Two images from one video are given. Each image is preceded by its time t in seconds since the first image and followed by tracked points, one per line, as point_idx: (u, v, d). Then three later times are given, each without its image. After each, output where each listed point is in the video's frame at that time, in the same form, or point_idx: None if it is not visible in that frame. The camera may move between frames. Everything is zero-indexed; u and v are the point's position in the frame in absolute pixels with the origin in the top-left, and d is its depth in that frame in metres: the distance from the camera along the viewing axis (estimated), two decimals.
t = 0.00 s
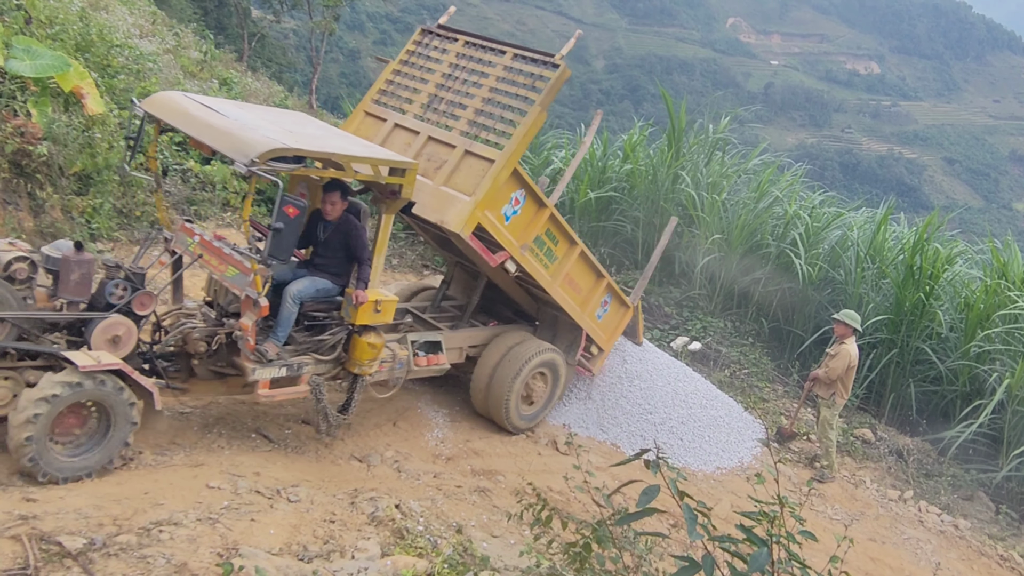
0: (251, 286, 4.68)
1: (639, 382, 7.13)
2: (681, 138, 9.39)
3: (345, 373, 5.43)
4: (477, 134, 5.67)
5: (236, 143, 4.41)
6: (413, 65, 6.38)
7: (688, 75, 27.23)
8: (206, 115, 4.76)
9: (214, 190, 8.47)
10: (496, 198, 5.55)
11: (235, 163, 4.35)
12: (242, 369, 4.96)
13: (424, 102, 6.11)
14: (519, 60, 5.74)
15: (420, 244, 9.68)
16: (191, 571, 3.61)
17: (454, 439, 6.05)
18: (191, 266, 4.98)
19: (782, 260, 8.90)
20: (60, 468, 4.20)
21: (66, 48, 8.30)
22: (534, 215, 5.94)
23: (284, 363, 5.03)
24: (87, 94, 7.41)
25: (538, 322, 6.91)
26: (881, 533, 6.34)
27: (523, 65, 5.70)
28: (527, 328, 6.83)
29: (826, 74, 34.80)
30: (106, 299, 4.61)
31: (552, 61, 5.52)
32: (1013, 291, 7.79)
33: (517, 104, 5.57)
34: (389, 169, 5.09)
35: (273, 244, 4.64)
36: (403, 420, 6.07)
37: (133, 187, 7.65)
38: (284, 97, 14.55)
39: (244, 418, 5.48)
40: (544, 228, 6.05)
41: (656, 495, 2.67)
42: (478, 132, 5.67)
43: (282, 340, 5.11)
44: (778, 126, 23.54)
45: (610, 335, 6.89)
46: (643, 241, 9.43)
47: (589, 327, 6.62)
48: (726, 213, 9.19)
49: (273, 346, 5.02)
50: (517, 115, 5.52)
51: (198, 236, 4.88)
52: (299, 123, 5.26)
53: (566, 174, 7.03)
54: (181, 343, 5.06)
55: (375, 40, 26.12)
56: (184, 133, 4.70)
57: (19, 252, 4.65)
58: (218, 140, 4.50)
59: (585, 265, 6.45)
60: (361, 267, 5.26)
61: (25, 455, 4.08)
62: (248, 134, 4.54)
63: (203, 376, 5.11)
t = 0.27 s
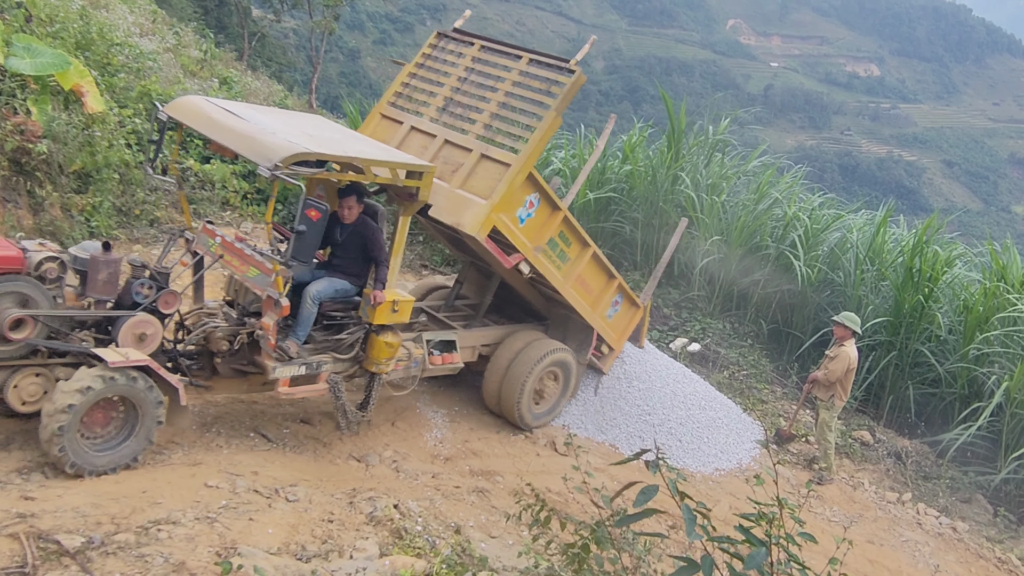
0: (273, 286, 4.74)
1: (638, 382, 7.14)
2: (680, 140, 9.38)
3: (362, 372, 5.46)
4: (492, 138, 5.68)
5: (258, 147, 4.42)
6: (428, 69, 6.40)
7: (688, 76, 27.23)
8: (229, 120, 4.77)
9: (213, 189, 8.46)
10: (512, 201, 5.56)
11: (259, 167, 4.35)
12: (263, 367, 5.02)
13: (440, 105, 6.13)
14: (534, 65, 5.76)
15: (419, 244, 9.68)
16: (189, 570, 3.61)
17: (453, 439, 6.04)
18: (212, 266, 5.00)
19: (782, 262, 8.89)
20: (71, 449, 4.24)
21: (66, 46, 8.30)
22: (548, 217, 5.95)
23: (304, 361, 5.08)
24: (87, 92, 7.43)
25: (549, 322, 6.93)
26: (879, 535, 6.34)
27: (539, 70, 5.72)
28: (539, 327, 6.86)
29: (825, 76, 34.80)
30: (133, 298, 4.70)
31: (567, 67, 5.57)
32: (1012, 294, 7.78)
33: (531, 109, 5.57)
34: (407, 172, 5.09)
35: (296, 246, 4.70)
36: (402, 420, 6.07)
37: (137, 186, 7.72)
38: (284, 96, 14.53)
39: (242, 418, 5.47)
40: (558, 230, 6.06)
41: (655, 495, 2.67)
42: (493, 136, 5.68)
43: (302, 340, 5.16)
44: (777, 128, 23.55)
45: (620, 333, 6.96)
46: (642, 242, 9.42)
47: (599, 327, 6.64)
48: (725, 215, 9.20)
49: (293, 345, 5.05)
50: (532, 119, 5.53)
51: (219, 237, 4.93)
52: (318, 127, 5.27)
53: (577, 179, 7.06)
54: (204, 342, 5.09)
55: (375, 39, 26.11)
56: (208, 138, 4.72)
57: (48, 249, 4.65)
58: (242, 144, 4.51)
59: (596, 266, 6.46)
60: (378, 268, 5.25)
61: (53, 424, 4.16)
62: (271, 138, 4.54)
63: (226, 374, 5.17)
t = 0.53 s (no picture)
0: (285, 285, 4.77)
1: (637, 384, 7.15)
2: (680, 142, 9.36)
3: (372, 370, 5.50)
4: (503, 139, 5.69)
5: (272, 147, 4.44)
6: (439, 69, 6.39)
7: (687, 78, 27.23)
8: (242, 121, 4.79)
9: (213, 189, 8.45)
10: (521, 201, 5.58)
11: (272, 168, 4.37)
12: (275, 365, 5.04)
13: (450, 106, 6.13)
14: (543, 67, 5.74)
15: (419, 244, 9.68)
16: (187, 570, 3.60)
17: (452, 440, 6.04)
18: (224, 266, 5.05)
19: (780, 264, 8.89)
20: (83, 435, 4.26)
21: (66, 45, 8.30)
22: (557, 218, 5.96)
23: (315, 359, 5.10)
24: (87, 92, 7.43)
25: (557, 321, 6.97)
26: (876, 537, 6.34)
27: (548, 71, 5.70)
28: (545, 327, 6.90)
29: (825, 78, 34.81)
30: (147, 296, 4.73)
31: (576, 69, 5.54)
32: (1011, 297, 7.78)
33: (542, 110, 5.57)
34: (417, 172, 5.10)
35: (309, 245, 4.61)
36: (400, 420, 6.06)
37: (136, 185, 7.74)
38: (283, 96, 14.53)
39: (240, 418, 5.46)
40: (566, 231, 6.07)
41: (655, 498, 2.68)
42: (505, 137, 5.68)
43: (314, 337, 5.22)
44: (776, 130, 23.57)
45: (626, 333, 6.93)
46: (641, 244, 9.42)
47: (605, 326, 6.64)
48: (724, 216, 9.21)
49: (306, 341, 5.09)
50: (543, 121, 5.53)
51: (231, 236, 5.01)
52: (331, 127, 5.27)
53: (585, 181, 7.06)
54: (216, 340, 5.08)
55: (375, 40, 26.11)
56: (222, 138, 4.75)
57: (66, 249, 4.68)
58: (255, 145, 4.53)
59: (604, 267, 6.47)
60: (389, 266, 5.26)
61: (75, 404, 4.24)
62: (284, 138, 4.56)
63: (238, 372, 5.17)
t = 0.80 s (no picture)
0: (281, 286, 4.75)
1: (636, 386, 7.15)
2: (681, 143, 9.34)
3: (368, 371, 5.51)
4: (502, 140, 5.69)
5: (270, 147, 4.44)
6: (438, 71, 6.39)
7: (688, 79, 27.22)
8: (240, 120, 4.79)
9: (213, 189, 8.45)
10: (520, 202, 5.58)
11: (269, 167, 4.37)
12: (270, 365, 5.06)
13: (449, 107, 6.14)
14: (542, 68, 5.74)
15: (418, 246, 9.68)
16: (188, 571, 3.61)
17: (452, 441, 6.04)
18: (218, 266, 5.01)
19: (780, 266, 8.89)
20: (76, 440, 4.25)
21: (67, 45, 8.31)
22: (556, 219, 5.96)
23: (311, 361, 5.12)
24: (87, 92, 7.42)
25: (556, 323, 6.98)
26: (876, 539, 6.34)
27: (547, 72, 5.70)
28: (543, 328, 6.91)
29: (825, 80, 34.80)
30: (142, 297, 4.71)
31: (575, 70, 5.56)
32: (1011, 299, 7.79)
33: (541, 111, 5.57)
34: (415, 173, 5.10)
35: (306, 246, 4.74)
36: (400, 421, 6.06)
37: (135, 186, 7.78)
38: (284, 97, 14.53)
39: (240, 419, 5.46)
40: (565, 232, 6.07)
41: (655, 501, 2.68)
42: (504, 138, 5.69)
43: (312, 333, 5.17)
44: (777, 131, 23.57)
45: (625, 335, 6.94)
46: (641, 245, 9.42)
47: (603, 328, 6.64)
48: (724, 218, 9.22)
49: (305, 338, 5.09)
50: (543, 122, 5.53)
51: (228, 237, 4.95)
52: (329, 129, 5.28)
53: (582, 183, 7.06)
54: (211, 341, 5.05)
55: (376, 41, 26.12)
56: (219, 138, 4.74)
57: (60, 248, 4.67)
58: (252, 145, 4.53)
59: (603, 268, 6.47)
60: (386, 269, 5.28)
61: (66, 410, 4.21)
62: (282, 139, 4.56)
63: (235, 373, 5.14)
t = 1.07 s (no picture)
0: (261, 287, 4.74)
1: (637, 387, 7.15)
2: (681, 144, 9.36)
3: (351, 375, 5.43)
4: (488, 139, 5.69)
5: (247, 145, 4.43)
6: (425, 69, 6.41)
7: (688, 81, 27.22)
8: (218, 118, 4.77)
9: (213, 190, 8.46)
10: (506, 202, 5.56)
11: (246, 166, 4.36)
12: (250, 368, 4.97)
13: (435, 106, 6.15)
14: (530, 66, 5.76)
15: (418, 247, 9.69)
16: (187, 571, 3.61)
17: (452, 442, 6.04)
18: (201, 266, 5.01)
19: (779, 267, 8.90)
20: (47, 431, 4.15)
21: (67, 46, 8.32)
22: (543, 220, 5.96)
23: (291, 365, 5.04)
24: (88, 93, 7.39)
25: (545, 325, 6.92)
26: (876, 541, 6.34)
27: (535, 71, 5.73)
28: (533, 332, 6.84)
29: (825, 81, 34.81)
30: (117, 298, 4.68)
31: (563, 68, 5.58)
32: (1011, 301, 7.80)
33: (529, 110, 5.58)
34: (398, 173, 5.10)
35: (284, 246, 4.58)
36: (400, 423, 6.07)
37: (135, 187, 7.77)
38: (284, 98, 14.54)
39: (240, 420, 5.45)
40: (552, 233, 6.05)
41: (653, 502, 2.68)
42: (490, 137, 5.70)
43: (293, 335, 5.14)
44: (777, 133, 23.59)
45: (615, 339, 6.91)
46: (641, 247, 9.43)
47: (592, 332, 6.61)
48: (724, 219, 9.23)
49: (285, 340, 5.04)
50: (530, 121, 5.54)
51: (207, 238, 4.96)
52: (312, 127, 5.27)
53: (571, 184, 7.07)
54: (190, 343, 5.02)
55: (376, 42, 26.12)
56: (196, 135, 4.72)
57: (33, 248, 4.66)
58: (230, 143, 4.52)
59: (591, 270, 6.45)
60: (370, 270, 5.28)
61: (48, 395, 4.15)
62: (260, 137, 4.55)
63: (214, 377, 5.08)
